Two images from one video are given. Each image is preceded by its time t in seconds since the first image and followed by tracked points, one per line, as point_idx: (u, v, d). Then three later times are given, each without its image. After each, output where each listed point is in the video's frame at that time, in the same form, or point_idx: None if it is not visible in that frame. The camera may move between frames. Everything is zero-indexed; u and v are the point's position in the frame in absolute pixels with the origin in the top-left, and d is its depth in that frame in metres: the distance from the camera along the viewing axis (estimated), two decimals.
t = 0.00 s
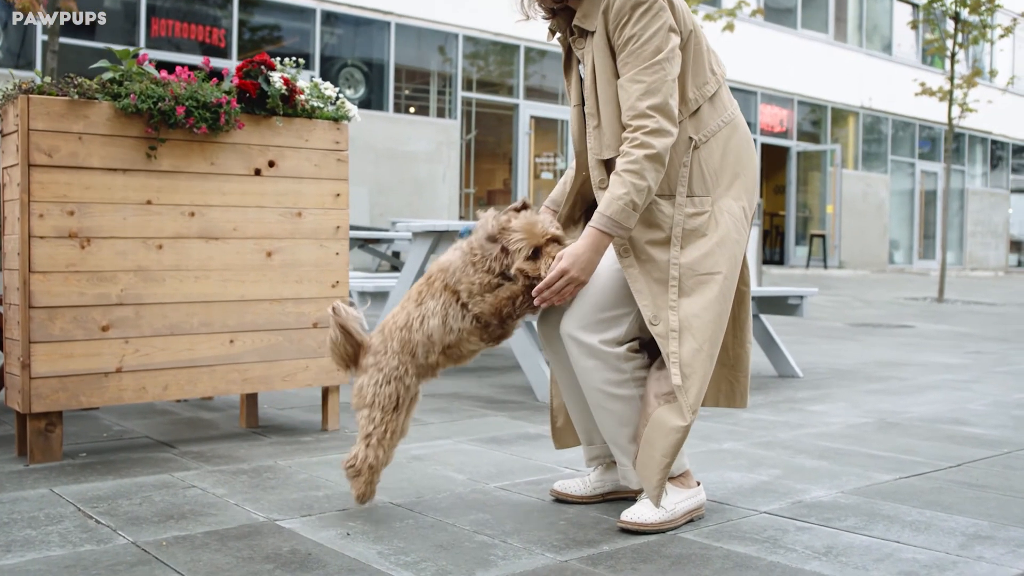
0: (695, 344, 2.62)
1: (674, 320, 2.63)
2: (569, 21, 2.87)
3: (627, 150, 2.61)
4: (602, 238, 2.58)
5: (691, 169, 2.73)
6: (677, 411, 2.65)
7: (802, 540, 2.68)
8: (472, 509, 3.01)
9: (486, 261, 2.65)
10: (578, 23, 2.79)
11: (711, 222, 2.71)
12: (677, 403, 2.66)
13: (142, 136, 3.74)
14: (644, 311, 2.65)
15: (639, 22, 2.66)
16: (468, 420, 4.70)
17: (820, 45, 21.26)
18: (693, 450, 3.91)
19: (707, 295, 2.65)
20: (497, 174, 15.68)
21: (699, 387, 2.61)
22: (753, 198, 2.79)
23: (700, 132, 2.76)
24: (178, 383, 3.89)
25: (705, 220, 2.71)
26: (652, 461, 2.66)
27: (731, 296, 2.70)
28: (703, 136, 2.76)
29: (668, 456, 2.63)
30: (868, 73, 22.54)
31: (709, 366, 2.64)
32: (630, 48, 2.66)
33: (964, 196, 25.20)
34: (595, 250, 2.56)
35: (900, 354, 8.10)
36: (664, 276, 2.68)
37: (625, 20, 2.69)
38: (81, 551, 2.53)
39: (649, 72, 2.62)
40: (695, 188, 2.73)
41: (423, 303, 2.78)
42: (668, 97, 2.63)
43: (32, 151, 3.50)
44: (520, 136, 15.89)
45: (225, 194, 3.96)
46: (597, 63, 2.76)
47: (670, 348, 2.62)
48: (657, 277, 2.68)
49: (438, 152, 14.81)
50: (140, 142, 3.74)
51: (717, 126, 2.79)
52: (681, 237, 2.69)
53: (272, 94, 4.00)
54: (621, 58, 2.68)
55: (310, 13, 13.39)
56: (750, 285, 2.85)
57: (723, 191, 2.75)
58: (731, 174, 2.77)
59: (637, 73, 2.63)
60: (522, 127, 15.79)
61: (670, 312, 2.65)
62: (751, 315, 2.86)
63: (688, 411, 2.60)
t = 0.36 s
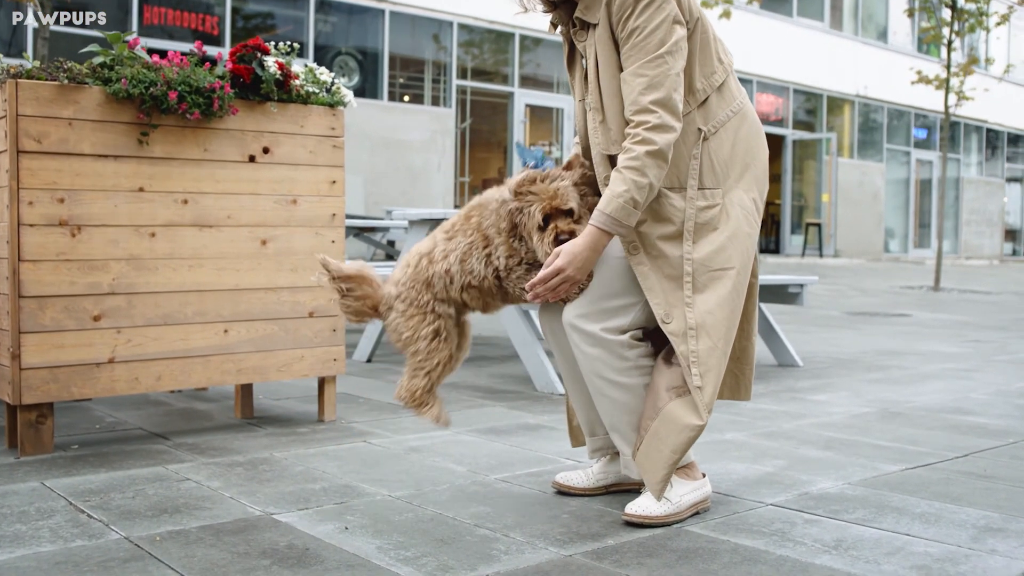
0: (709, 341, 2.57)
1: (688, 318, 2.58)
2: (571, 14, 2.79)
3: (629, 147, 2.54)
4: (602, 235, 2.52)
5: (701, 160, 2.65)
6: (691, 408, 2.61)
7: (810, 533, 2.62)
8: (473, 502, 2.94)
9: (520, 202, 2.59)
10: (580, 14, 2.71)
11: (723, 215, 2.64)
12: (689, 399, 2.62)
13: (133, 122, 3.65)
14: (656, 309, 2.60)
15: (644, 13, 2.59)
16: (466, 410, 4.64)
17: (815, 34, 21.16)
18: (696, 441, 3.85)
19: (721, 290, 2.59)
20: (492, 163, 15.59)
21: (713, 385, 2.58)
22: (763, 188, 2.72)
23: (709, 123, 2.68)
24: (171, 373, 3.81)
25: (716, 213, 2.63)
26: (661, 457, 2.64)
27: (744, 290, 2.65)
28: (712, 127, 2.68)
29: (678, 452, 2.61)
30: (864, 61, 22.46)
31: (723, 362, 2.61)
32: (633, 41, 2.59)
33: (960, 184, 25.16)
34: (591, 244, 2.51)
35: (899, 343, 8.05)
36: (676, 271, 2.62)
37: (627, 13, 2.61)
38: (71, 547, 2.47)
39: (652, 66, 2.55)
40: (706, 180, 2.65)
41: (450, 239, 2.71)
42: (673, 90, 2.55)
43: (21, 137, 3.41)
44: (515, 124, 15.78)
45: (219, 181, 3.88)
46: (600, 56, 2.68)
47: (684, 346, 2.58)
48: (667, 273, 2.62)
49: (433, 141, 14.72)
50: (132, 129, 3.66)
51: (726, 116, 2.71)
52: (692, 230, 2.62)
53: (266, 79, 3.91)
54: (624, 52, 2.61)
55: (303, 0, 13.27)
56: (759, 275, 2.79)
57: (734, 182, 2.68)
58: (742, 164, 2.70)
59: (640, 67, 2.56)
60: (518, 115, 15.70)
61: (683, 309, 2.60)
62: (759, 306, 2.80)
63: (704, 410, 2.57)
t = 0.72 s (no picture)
0: (727, 340, 2.56)
1: (707, 315, 2.55)
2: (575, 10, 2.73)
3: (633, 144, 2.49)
4: (597, 235, 2.47)
5: (714, 154, 2.59)
6: (710, 407, 2.59)
7: (822, 528, 2.56)
8: (476, 497, 2.88)
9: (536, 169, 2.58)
10: (584, 9, 2.63)
11: (738, 208, 2.59)
12: (707, 397, 2.59)
13: (127, 111, 3.57)
14: (673, 309, 2.57)
15: (650, 5, 2.53)
16: (467, 403, 4.58)
17: (813, 23, 21.06)
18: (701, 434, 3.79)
19: (738, 286, 2.56)
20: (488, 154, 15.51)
21: (732, 385, 2.58)
22: (776, 178, 2.66)
23: (721, 115, 2.62)
24: (167, 367, 3.74)
25: (731, 207, 2.58)
26: (674, 454, 2.60)
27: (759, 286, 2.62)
28: (723, 119, 2.62)
29: (693, 449, 2.58)
30: (861, 50, 22.38)
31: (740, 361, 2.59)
32: (638, 35, 2.53)
33: (957, 173, 25.13)
34: (587, 244, 2.47)
35: (900, 333, 8.00)
36: (691, 267, 2.58)
37: (633, 7, 2.55)
38: (65, 547, 2.40)
39: (658, 60, 2.50)
40: (720, 172, 2.59)
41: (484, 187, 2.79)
42: (680, 85, 2.50)
43: (11, 126, 3.33)
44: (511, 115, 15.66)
45: (214, 170, 3.80)
46: (604, 51, 2.62)
47: (702, 345, 2.56)
48: (682, 270, 2.58)
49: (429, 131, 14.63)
50: (125, 117, 3.58)
51: (738, 107, 2.65)
52: (708, 225, 2.57)
53: (262, 66, 3.83)
54: (630, 46, 2.56)
55: None
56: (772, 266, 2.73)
57: (748, 173, 2.62)
58: (756, 155, 2.63)
59: (646, 61, 2.51)
60: (514, 106, 15.60)
61: (701, 306, 2.57)
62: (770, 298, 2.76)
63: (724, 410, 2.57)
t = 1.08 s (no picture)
0: (749, 342, 2.50)
1: (729, 317, 2.49)
2: (578, 11, 2.68)
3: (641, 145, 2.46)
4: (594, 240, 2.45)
5: (729, 151, 2.53)
6: (732, 409, 2.53)
7: (836, 529, 2.50)
8: (481, 500, 2.82)
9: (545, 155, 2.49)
10: (589, 9, 2.58)
11: (755, 206, 2.53)
12: (729, 400, 2.53)
13: (120, 107, 3.50)
14: (693, 311, 2.51)
15: (656, 3, 2.48)
16: (468, 403, 4.51)
17: (810, 18, 21.01)
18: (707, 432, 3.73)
19: (759, 287, 2.51)
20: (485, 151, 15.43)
21: (755, 388, 2.53)
22: (789, 172, 2.59)
23: (733, 110, 2.56)
24: (163, 369, 3.67)
25: (748, 204, 2.52)
26: (694, 457, 2.54)
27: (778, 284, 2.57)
28: (736, 114, 2.56)
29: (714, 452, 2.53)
30: (858, 45, 22.33)
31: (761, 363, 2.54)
32: (646, 33, 2.48)
33: (954, 168, 25.11)
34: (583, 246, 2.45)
35: (902, 328, 7.94)
36: (710, 269, 2.51)
37: (640, 4, 2.50)
38: (59, 555, 2.33)
39: (665, 58, 2.45)
40: (736, 170, 2.53)
41: (508, 150, 2.62)
42: (688, 84, 2.45)
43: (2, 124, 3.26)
44: (507, 112, 15.60)
45: (209, 167, 3.73)
46: (611, 52, 2.57)
47: (723, 348, 2.50)
48: (701, 272, 2.52)
49: (425, 129, 14.57)
50: (118, 114, 3.50)
51: (750, 102, 2.58)
52: (728, 225, 2.51)
53: (258, 61, 3.75)
54: (637, 44, 2.51)
55: None
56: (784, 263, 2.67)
57: (763, 170, 2.55)
58: (771, 151, 2.57)
59: (653, 59, 2.46)
60: (510, 102, 15.52)
61: (723, 309, 2.51)
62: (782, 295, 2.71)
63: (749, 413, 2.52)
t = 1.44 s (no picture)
0: (771, 349, 2.44)
1: (750, 324, 2.43)
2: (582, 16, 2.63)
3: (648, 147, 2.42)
4: (592, 238, 2.43)
5: (742, 154, 2.48)
6: (755, 417, 2.47)
7: (849, 537, 2.44)
8: (485, 509, 2.75)
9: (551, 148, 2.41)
10: (593, 15, 2.53)
11: (772, 208, 2.47)
12: (750, 407, 2.47)
13: (113, 110, 3.43)
14: (712, 319, 2.45)
15: (663, 6, 2.43)
16: (468, 408, 4.44)
17: (805, 19, 20.98)
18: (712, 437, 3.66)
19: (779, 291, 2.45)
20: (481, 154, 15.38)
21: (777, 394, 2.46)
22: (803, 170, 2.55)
23: (744, 112, 2.51)
24: (158, 376, 3.60)
25: (765, 207, 2.46)
26: (717, 467, 2.47)
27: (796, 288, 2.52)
28: (748, 116, 2.51)
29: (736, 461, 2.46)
30: (853, 45, 22.30)
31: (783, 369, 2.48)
32: (654, 37, 2.44)
33: (949, 168, 25.10)
34: (577, 244, 2.41)
35: (903, 329, 7.89)
36: (728, 274, 2.45)
37: (647, 7, 2.45)
38: (51, 570, 2.26)
39: (675, 62, 2.40)
40: (751, 173, 2.48)
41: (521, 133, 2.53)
42: (697, 88, 2.40)
43: None
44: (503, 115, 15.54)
45: (204, 171, 3.66)
46: (618, 58, 2.52)
47: (744, 355, 2.43)
48: (719, 278, 2.46)
49: (421, 132, 14.52)
50: (111, 117, 3.43)
51: (761, 102, 2.53)
52: (745, 229, 2.45)
53: (252, 62, 3.69)
54: (645, 49, 2.46)
55: None
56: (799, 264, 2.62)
57: (778, 171, 2.50)
58: (785, 152, 2.52)
59: (661, 64, 2.41)
60: (506, 105, 15.46)
61: (742, 315, 2.44)
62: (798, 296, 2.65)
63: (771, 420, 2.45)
